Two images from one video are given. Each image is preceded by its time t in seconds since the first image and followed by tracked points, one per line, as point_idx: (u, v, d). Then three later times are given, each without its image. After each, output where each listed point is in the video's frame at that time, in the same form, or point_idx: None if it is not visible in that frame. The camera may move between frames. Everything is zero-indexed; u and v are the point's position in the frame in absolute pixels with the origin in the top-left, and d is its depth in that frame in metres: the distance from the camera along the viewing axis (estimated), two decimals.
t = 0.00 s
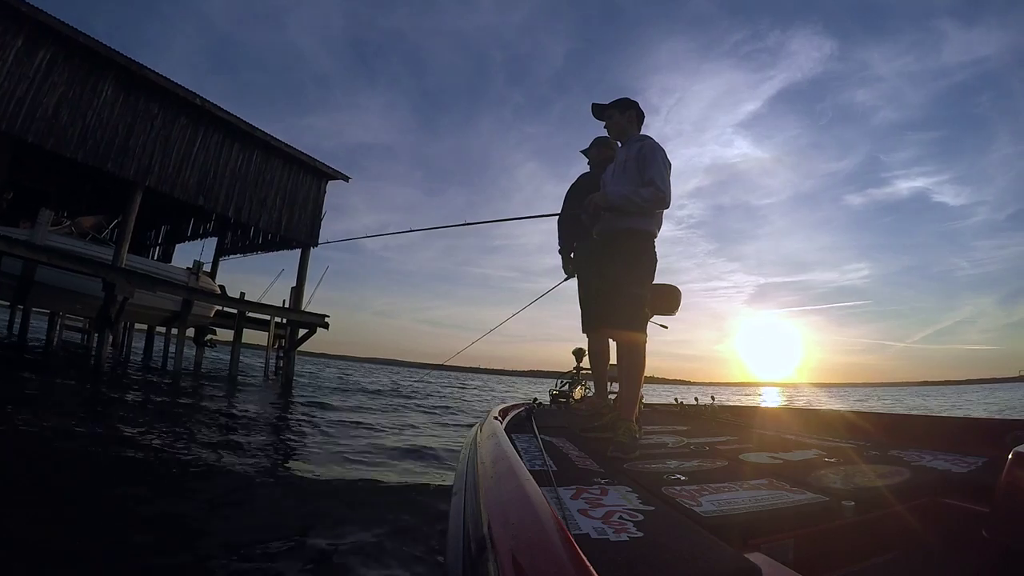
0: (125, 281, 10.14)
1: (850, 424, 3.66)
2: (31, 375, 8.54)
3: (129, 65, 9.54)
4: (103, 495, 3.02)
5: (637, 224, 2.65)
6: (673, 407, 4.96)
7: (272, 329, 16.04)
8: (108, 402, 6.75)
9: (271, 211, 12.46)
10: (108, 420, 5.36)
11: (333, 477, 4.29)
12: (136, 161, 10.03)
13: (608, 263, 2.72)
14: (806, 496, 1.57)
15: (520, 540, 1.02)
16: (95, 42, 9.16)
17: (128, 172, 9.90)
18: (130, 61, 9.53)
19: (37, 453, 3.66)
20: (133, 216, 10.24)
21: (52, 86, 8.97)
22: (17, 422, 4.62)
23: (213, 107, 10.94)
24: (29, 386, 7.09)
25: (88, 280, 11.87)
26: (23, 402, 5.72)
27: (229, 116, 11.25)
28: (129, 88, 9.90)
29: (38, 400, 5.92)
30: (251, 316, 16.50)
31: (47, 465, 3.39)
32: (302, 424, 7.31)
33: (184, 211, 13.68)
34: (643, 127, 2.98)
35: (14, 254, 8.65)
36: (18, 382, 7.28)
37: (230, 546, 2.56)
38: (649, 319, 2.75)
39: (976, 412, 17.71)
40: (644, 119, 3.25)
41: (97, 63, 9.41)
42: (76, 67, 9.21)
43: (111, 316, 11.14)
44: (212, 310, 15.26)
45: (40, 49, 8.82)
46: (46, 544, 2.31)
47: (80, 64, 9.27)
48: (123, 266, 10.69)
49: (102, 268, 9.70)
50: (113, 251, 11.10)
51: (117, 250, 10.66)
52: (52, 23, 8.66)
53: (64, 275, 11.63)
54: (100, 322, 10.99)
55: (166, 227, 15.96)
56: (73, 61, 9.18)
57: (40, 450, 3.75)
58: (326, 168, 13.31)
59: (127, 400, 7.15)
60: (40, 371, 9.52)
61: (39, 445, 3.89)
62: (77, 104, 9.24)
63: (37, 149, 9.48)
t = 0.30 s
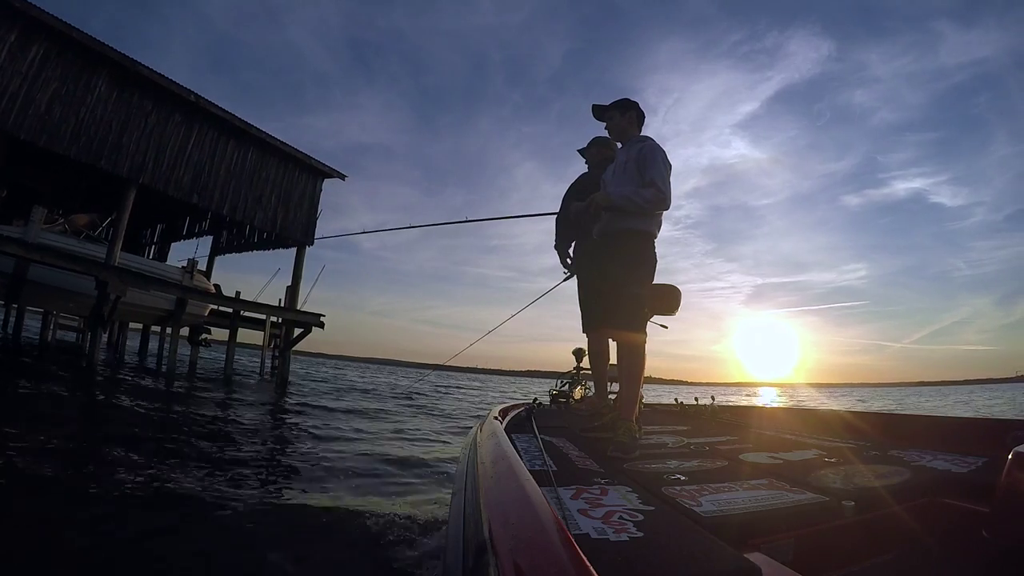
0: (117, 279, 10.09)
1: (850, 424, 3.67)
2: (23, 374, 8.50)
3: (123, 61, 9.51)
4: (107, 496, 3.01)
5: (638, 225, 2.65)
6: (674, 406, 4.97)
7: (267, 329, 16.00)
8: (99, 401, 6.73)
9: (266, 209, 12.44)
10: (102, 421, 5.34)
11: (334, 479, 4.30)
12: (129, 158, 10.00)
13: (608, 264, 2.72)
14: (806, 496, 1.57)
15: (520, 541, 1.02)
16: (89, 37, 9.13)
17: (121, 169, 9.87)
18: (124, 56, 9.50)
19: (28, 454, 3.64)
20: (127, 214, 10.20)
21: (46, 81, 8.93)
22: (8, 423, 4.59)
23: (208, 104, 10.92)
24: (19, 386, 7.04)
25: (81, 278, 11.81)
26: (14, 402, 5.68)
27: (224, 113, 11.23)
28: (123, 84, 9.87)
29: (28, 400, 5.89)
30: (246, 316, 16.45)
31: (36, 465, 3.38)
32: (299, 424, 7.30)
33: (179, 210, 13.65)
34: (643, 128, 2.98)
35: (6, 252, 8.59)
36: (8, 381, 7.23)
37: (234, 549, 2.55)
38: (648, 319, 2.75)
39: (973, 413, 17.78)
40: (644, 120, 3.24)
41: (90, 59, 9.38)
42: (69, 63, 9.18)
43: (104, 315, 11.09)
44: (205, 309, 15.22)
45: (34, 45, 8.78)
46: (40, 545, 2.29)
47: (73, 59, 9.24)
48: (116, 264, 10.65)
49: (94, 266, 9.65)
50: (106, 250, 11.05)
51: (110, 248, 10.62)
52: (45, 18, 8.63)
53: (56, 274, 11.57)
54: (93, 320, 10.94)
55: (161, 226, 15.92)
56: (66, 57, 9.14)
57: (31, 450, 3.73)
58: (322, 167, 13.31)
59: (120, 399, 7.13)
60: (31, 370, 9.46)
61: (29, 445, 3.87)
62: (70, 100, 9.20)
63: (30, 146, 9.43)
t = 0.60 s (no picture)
0: (109, 276, 10.06)
1: (850, 424, 3.67)
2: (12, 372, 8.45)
3: (117, 56, 9.49)
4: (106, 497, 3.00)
5: (638, 225, 2.65)
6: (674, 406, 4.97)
7: (263, 328, 15.96)
8: (91, 401, 6.69)
9: (261, 207, 12.42)
10: (93, 421, 5.30)
11: (333, 480, 4.31)
12: (122, 154, 9.97)
13: (608, 264, 2.72)
14: (806, 495, 1.57)
15: (519, 541, 1.01)
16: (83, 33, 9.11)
17: (114, 165, 9.83)
18: (118, 52, 9.48)
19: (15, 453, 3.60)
20: (119, 211, 10.17)
21: (39, 76, 8.90)
22: None
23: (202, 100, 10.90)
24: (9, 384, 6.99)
25: (74, 276, 11.77)
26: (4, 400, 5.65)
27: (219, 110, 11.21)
28: (117, 80, 9.84)
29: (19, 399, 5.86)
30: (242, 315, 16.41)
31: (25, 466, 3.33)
32: (295, 424, 7.30)
33: (174, 208, 13.62)
34: (642, 128, 2.99)
35: None
36: None
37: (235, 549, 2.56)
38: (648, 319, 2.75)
39: (970, 414, 17.87)
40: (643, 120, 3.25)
41: (84, 54, 9.36)
42: (62, 58, 9.15)
43: (96, 313, 11.04)
44: (200, 308, 15.18)
45: (26, 40, 8.75)
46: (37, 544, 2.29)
47: (67, 54, 9.21)
48: (110, 261, 10.63)
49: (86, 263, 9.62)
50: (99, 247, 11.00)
51: (103, 246, 10.58)
52: (39, 13, 8.60)
53: (49, 271, 11.54)
54: (85, 318, 10.89)
55: (157, 224, 15.89)
56: (59, 52, 9.11)
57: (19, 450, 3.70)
58: (318, 165, 13.32)
59: (111, 400, 7.09)
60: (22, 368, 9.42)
61: (17, 445, 3.83)
62: (63, 95, 9.17)
63: (22, 142, 9.39)
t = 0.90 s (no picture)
0: (101, 273, 10.02)
1: (851, 424, 3.67)
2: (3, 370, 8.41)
3: (110, 50, 9.45)
4: (106, 496, 3.01)
5: (638, 225, 2.65)
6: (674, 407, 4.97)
7: (258, 326, 15.93)
8: (84, 399, 6.66)
9: (256, 203, 12.39)
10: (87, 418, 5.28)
11: (327, 477, 4.31)
12: (116, 150, 9.93)
13: (609, 263, 2.71)
14: (806, 496, 1.57)
15: (518, 542, 1.01)
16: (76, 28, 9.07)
17: (107, 161, 9.80)
18: (111, 47, 9.44)
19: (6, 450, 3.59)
20: (112, 207, 10.14)
21: (31, 71, 8.86)
22: None
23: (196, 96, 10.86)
24: None
25: (66, 273, 11.73)
26: None
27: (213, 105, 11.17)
28: (110, 75, 9.81)
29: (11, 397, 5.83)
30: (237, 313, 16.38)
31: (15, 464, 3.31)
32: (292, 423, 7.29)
33: (169, 205, 13.58)
34: (641, 127, 2.98)
35: None
36: None
37: (234, 548, 2.56)
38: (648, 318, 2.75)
39: (972, 413, 17.88)
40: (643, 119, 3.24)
41: (77, 49, 9.32)
42: (55, 53, 9.11)
43: (88, 311, 11.00)
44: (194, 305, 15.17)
45: (19, 35, 8.71)
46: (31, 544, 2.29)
47: (60, 49, 9.17)
48: (103, 259, 10.59)
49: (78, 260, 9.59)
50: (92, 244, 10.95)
51: (96, 242, 10.54)
52: (31, 7, 8.56)
53: (41, 268, 11.49)
54: (78, 315, 10.85)
55: (152, 222, 15.85)
56: (52, 47, 9.08)
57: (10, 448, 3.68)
58: (314, 161, 13.30)
59: (104, 397, 7.06)
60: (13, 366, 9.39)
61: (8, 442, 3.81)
62: (56, 90, 9.13)
63: (15, 138, 9.35)
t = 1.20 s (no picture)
0: (94, 271, 9.99)
1: (851, 425, 3.68)
2: None
3: (105, 46, 9.42)
4: (102, 496, 3.01)
5: (638, 225, 2.65)
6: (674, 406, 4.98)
7: (254, 325, 15.90)
8: (77, 398, 6.66)
9: (251, 201, 12.38)
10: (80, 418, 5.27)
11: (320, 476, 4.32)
12: (110, 147, 9.90)
13: (609, 263, 2.71)
14: (806, 495, 1.57)
15: (519, 540, 1.01)
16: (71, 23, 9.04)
17: (101, 158, 9.77)
18: (106, 42, 9.41)
19: None
20: (106, 204, 10.11)
21: (25, 66, 8.82)
22: None
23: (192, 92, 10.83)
24: None
25: (61, 270, 11.65)
26: None
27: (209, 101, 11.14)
28: (105, 70, 9.78)
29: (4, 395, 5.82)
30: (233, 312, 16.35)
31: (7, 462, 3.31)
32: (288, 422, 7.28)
33: (165, 203, 13.55)
34: (641, 126, 2.98)
35: None
36: None
37: (230, 547, 2.57)
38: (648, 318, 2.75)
39: (967, 413, 17.97)
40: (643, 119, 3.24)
41: (71, 44, 9.29)
42: (49, 48, 9.07)
43: (82, 309, 10.96)
44: (189, 304, 15.15)
45: (12, 30, 8.67)
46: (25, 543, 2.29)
47: (54, 44, 9.14)
48: (96, 256, 10.56)
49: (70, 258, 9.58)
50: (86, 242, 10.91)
51: (89, 240, 10.51)
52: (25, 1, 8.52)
53: (37, 266, 11.45)
54: (71, 313, 10.81)
55: (148, 219, 15.80)
56: (46, 42, 9.04)
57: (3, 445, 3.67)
58: (310, 159, 13.30)
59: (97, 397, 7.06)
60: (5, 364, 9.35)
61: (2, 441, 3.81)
62: (50, 86, 9.09)
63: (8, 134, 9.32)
